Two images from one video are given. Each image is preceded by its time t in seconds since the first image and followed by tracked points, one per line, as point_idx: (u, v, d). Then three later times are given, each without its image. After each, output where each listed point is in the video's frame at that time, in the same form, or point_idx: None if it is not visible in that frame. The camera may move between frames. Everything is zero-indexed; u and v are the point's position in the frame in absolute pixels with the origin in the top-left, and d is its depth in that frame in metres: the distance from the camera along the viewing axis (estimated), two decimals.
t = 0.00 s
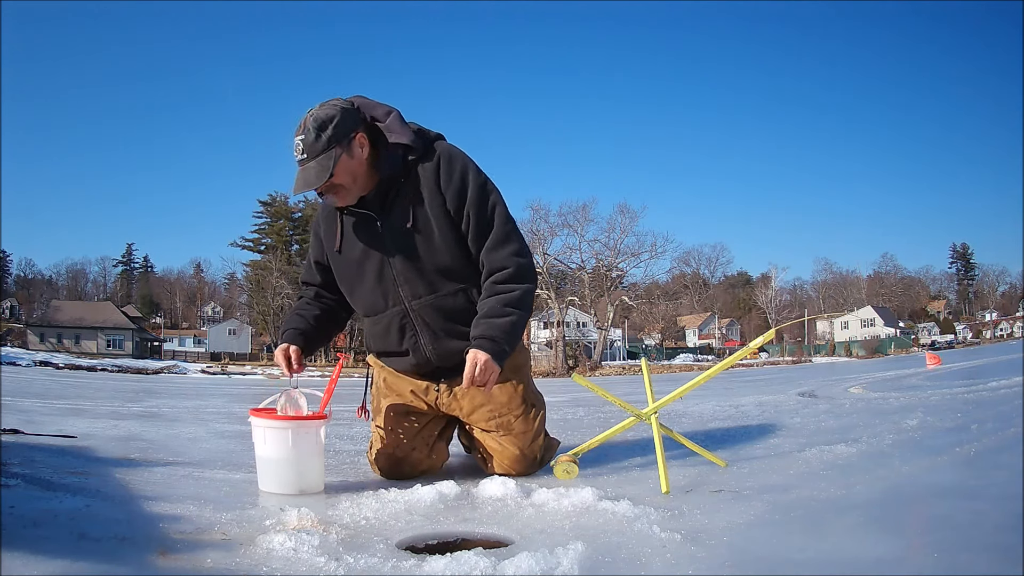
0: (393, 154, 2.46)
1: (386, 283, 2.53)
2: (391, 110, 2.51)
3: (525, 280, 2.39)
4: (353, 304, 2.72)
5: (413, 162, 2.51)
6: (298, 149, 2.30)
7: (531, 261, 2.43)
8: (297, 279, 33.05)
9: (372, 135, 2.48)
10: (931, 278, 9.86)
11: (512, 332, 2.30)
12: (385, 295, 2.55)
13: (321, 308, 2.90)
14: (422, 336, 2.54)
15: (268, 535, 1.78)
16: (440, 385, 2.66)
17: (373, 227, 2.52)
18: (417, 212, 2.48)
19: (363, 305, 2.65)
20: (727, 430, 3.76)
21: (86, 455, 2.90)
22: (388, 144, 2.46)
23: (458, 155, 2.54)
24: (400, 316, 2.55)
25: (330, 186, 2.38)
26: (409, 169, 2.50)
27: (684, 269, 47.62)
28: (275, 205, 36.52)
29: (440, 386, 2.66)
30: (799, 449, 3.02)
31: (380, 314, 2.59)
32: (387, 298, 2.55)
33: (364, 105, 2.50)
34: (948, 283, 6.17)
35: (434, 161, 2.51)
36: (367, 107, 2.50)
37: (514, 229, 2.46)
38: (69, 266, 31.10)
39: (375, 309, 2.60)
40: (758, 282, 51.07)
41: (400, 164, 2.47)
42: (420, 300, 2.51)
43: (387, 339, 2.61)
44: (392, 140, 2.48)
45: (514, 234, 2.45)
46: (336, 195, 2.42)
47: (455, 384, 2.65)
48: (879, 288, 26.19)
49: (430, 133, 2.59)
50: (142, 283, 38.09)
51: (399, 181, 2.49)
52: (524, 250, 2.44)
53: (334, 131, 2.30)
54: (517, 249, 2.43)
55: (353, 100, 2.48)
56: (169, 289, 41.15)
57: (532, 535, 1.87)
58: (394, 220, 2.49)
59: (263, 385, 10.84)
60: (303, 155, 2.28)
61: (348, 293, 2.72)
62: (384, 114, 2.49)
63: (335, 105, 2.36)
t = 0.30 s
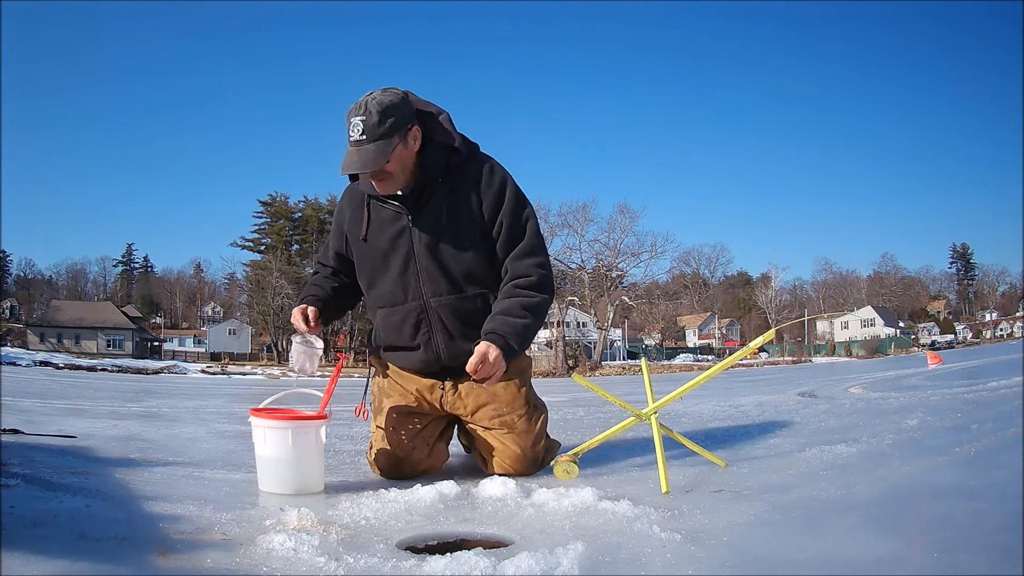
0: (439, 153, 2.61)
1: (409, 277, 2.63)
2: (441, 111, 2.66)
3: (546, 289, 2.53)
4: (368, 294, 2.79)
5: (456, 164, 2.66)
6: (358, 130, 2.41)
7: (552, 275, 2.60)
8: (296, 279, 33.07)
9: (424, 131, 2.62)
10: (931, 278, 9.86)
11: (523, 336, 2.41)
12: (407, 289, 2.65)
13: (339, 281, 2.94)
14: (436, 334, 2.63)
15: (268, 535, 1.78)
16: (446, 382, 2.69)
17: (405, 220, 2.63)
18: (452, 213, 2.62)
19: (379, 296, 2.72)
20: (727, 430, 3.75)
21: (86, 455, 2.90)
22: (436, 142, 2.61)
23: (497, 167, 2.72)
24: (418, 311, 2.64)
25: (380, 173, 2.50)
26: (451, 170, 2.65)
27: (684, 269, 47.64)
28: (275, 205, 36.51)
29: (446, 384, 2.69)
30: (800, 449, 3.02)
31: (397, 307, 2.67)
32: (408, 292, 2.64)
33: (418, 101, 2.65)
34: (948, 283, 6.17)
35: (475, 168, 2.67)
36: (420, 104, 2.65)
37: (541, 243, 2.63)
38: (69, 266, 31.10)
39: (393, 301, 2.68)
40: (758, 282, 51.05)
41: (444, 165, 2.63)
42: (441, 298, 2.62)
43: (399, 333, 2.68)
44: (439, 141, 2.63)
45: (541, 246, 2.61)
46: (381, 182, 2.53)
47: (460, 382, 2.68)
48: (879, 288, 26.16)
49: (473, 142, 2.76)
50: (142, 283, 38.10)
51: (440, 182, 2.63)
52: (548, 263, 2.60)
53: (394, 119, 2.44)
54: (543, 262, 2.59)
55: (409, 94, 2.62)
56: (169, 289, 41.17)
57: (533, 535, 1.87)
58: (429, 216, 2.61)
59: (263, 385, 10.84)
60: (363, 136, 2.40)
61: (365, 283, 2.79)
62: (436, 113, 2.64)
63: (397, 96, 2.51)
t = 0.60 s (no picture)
0: (481, 160, 2.80)
1: (436, 274, 2.75)
2: (484, 122, 2.87)
3: (558, 294, 2.79)
4: (388, 287, 2.84)
5: (492, 173, 2.86)
6: (427, 122, 2.55)
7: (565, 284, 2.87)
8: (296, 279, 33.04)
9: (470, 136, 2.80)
10: (931, 278, 9.85)
11: (530, 328, 2.65)
12: (432, 285, 2.75)
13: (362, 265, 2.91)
14: (453, 332, 2.75)
15: (268, 535, 1.78)
16: (455, 381, 2.77)
17: (439, 218, 2.75)
18: (484, 218, 2.79)
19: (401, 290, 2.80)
20: (727, 430, 3.75)
21: (86, 455, 2.90)
22: (479, 149, 2.81)
23: (527, 183, 2.96)
24: (440, 307, 2.75)
25: (438, 166, 2.65)
26: (487, 178, 2.84)
27: (684, 269, 47.63)
28: (275, 205, 36.48)
29: (453, 381, 2.77)
30: (799, 450, 3.02)
31: (419, 301, 2.77)
32: (433, 287, 2.75)
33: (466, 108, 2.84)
34: (948, 283, 6.17)
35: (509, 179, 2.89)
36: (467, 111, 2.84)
37: (560, 256, 2.89)
38: (69, 266, 31.09)
39: (416, 295, 2.77)
40: (758, 282, 51.06)
41: (484, 172, 2.82)
42: (463, 298, 2.75)
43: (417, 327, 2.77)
44: (482, 148, 2.81)
45: (559, 259, 2.88)
46: (435, 176, 2.68)
47: (467, 380, 2.78)
48: (879, 288, 26.14)
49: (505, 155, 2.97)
50: (142, 283, 38.07)
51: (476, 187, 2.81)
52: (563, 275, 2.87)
53: (457, 117, 2.62)
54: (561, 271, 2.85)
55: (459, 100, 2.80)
56: (169, 289, 41.13)
57: (532, 535, 1.87)
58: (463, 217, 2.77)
59: (263, 385, 10.83)
60: (434, 126, 2.55)
61: (386, 275, 2.83)
62: (480, 122, 2.85)
63: (456, 98, 2.70)
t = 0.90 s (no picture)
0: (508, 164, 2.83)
1: (460, 277, 2.78)
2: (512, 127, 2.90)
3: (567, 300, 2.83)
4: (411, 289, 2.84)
5: (517, 178, 2.89)
6: (484, 124, 2.58)
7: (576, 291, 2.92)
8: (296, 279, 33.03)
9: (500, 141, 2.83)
10: (931, 278, 9.85)
11: (539, 331, 2.69)
12: (455, 288, 2.79)
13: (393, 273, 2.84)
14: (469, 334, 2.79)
15: (268, 535, 1.78)
16: (461, 380, 2.78)
17: (465, 221, 2.77)
18: (508, 223, 2.82)
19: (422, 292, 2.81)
20: (727, 430, 3.75)
21: (86, 455, 2.90)
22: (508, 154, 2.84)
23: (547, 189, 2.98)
24: (460, 309, 2.79)
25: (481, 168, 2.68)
26: (512, 183, 2.87)
27: (684, 268, 47.63)
28: (275, 205, 36.45)
29: (459, 381, 2.78)
30: (799, 450, 3.02)
31: (439, 303, 2.80)
32: (455, 290, 2.79)
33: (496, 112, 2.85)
34: (948, 283, 6.17)
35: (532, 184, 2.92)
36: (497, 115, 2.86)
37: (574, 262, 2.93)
38: (69, 266, 31.08)
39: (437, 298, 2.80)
40: (758, 282, 51.05)
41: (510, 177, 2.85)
42: (484, 301, 2.79)
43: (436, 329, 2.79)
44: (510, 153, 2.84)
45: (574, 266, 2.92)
46: (476, 177, 2.71)
47: (473, 379, 2.78)
48: (879, 288, 26.13)
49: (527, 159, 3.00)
50: (142, 283, 38.06)
51: (501, 192, 2.83)
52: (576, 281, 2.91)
53: (502, 122, 2.67)
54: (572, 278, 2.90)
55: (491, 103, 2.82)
56: (169, 289, 41.11)
57: (532, 535, 1.87)
58: (487, 222, 2.79)
59: (263, 385, 10.83)
60: (488, 128, 2.59)
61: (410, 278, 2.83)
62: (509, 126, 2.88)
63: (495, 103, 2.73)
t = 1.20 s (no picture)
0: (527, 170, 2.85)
1: (475, 279, 2.78)
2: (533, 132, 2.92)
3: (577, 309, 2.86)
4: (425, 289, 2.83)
5: (534, 184, 2.90)
6: (518, 130, 2.59)
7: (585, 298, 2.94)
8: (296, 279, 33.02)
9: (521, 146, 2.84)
10: (931, 278, 9.85)
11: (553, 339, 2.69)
12: (469, 290, 2.78)
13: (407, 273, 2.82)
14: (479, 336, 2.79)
15: (268, 535, 1.78)
16: (466, 380, 2.78)
17: (483, 224, 2.78)
18: (525, 228, 2.83)
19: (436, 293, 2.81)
20: (727, 430, 3.75)
21: (86, 455, 2.90)
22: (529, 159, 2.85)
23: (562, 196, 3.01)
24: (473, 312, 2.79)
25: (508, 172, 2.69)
26: (530, 188, 2.88)
27: (683, 269, 47.65)
28: (275, 205, 36.44)
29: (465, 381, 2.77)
30: (799, 450, 3.02)
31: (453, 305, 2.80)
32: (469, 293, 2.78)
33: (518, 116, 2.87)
34: (948, 283, 6.17)
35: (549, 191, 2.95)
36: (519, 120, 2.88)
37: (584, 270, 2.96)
38: (69, 266, 31.09)
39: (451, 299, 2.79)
40: (758, 282, 51.05)
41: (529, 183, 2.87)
42: (497, 305, 2.79)
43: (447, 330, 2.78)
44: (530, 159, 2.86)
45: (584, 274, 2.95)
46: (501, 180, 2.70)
47: (477, 379, 2.78)
48: (879, 288, 26.13)
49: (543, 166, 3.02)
50: (142, 283, 38.05)
51: (519, 196, 2.84)
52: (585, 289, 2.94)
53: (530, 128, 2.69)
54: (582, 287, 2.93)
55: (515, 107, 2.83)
56: (169, 289, 41.11)
57: (533, 535, 1.87)
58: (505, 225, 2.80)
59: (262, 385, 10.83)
60: (520, 132, 2.60)
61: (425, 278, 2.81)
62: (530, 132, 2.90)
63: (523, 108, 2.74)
